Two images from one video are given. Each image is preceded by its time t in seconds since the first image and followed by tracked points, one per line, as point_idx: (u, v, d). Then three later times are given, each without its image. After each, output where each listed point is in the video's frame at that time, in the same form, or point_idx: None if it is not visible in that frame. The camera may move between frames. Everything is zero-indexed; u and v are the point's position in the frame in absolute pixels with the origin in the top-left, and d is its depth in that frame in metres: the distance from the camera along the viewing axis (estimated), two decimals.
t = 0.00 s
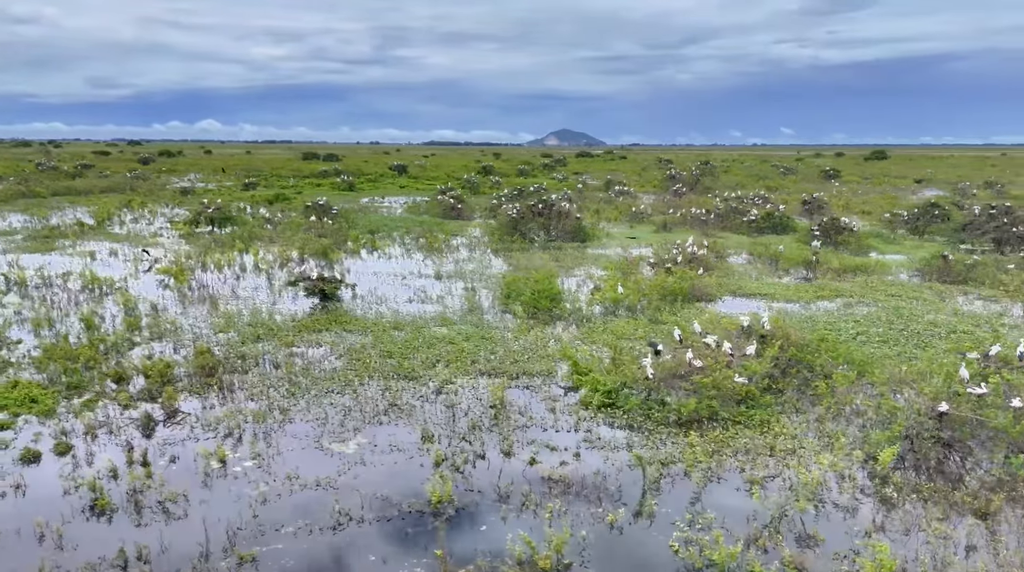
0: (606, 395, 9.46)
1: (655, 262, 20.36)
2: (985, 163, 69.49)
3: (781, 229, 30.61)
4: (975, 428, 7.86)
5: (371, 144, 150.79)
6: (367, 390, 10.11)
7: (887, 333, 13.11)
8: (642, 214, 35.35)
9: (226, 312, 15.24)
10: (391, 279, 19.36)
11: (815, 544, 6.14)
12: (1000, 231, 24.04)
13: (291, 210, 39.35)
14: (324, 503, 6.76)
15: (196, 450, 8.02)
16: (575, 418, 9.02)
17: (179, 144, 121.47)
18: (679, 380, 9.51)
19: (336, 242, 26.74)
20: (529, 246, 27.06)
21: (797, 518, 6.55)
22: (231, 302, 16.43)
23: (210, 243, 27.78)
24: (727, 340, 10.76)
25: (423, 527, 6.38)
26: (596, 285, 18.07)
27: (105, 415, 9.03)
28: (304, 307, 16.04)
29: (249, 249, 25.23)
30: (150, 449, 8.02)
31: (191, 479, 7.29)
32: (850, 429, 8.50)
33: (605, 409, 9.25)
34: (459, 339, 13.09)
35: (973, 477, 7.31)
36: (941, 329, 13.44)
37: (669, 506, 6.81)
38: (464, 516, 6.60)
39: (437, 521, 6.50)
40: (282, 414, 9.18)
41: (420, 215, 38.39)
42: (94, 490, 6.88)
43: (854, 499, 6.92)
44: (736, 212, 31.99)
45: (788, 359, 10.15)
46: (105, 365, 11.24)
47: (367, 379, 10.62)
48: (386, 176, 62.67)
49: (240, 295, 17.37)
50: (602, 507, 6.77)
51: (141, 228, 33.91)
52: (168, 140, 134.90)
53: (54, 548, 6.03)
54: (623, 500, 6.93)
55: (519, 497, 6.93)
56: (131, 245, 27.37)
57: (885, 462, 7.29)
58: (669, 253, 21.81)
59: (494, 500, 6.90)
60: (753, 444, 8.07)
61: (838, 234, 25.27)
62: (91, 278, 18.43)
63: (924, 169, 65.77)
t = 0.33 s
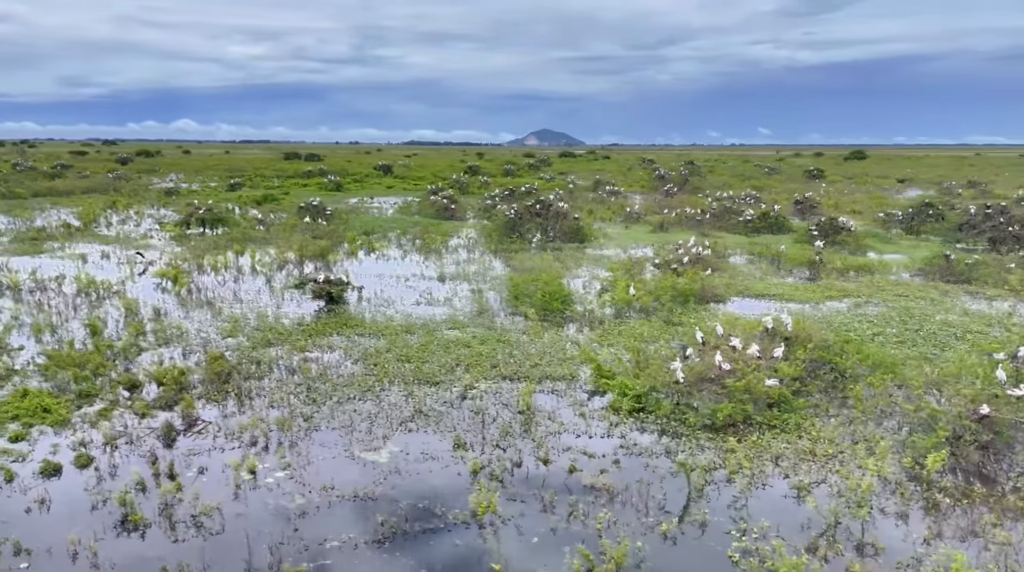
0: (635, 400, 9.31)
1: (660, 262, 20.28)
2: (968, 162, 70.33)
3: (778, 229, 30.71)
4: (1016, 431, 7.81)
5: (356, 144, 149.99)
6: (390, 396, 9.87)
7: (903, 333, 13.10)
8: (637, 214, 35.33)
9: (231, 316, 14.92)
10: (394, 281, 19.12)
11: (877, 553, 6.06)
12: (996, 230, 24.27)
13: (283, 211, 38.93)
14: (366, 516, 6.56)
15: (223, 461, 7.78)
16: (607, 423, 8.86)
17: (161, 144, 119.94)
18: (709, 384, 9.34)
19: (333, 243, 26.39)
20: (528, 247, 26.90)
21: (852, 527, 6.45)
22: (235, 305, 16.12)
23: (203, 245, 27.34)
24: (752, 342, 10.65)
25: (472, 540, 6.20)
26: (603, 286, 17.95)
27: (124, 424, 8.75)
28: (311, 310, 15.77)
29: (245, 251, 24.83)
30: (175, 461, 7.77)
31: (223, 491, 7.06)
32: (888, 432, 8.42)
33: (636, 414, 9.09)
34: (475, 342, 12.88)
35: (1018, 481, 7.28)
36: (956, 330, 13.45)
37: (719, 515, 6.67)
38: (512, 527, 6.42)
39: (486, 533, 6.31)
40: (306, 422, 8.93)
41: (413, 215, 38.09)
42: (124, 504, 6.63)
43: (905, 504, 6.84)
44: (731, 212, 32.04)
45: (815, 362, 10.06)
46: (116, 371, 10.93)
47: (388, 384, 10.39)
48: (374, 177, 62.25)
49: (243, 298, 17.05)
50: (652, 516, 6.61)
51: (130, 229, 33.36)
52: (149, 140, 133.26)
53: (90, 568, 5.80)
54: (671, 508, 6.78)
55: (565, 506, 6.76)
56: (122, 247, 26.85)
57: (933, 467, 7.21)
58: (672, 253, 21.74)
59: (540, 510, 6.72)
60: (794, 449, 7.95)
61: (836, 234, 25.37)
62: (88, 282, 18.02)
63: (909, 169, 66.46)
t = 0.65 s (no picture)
0: (665, 404, 9.19)
1: (664, 262, 20.21)
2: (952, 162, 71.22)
3: (774, 228, 30.82)
4: None
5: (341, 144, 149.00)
6: (414, 402, 9.69)
7: (919, 333, 13.12)
8: (632, 214, 35.30)
9: (238, 319, 14.64)
10: (398, 283, 18.91)
11: (937, 560, 5.97)
12: (992, 230, 24.62)
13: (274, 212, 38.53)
14: (408, 527, 6.38)
15: (252, 471, 7.55)
16: (639, 427, 8.72)
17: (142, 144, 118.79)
18: (740, 387, 9.24)
19: (330, 245, 26.10)
20: (526, 247, 26.77)
21: (906, 533, 6.36)
22: (239, 309, 15.81)
23: (196, 247, 26.91)
24: (776, 344, 10.60)
25: (522, 553, 6.04)
26: (611, 287, 17.83)
27: (143, 433, 8.49)
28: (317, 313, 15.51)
29: (241, 253, 24.47)
30: (202, 470, 7.54)
31: (256, 502, 6.85)
32: (924, 436, 8.39)
33: (668, 418, 8.97)
34: (491, 345, 12.70)
35: None
36: (969, 329, 13.51)
37: (770, 521, 6.55)
38: (561, 538, 6.26)
39: (535, 545, 6.14)
40: (331, 430, 8.72)
41: (406, 216, 37.83)
42: (156, 518, 6.41)
43: (954, 510, 6.77)
44: (727, 212, 32.12)
45: (842, 364, 10.01)
46: (126, 378, 10.63)
47: (409, 390, 10.20)
48: (363, 177, 61.82)
49: (246, 301, 16.74)
50: (703, 524, 6.47)
51: (119, 231, 32.78)
52: (128, 140, 131.85)
53: None
54: (721, 515, 6.65)
55: (612, 515, 6.61)
56: (113, 248, 26.35)
57: (979, 471, 7.17)
58: (674, 253, 21.70)
59: (587, 519, 6.55)
60: (833, 453, 7.87)
61: (834, 234, 25.53)
62: (84, 285, 17.61)
63: (895, 168, 67.16)
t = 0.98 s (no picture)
0: (698, 408, 9.07)
1: (669, 262, 20.14)
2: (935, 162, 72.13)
3: (770, 228, 30.94)
4: None
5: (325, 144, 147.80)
6: (440, 408, 9.49)
7: (935, 332, 13.15)
8: (627, 214, 35.27)
9: (245, 323, 14.34)
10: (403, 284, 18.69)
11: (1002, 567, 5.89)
12: (988, 229, 25.01)
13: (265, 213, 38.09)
14: (458, 540, 6.19)
15: (287, 482, 7.32)
16: (675, 432, 8.59)
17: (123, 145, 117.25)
18: (774, 391, 9.14)
19: (327, 246, 25.78)
20: (525, 248, 26.63)
21: (965, 540, 6.28)
22: (246, 312, 15.50)
23: (189, 249, 26.45)
24: (802, 346, 10.55)
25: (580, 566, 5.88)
26: (619, 288, 17.69)
27: (168, 443, 8.24)
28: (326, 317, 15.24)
29: (237, 255, 24.06)
30: (234, 482, 7.30)
31: (296, 514, 6.63)
32: (964, 440, 8.36)
33: (702, 423, 8.85)
34: (509, 347, 12.51)
35: None
36: (983, 329, 13.57)
37: (826, 529, 6.43)
38: (618, 548, 6.10)
39: (593, 558, 5.98)
40: (361, 438, 8.50)
41: (400, 217, 37.52)
42: (195, 534, 6.17)
43: (1009, 516, 6.71)
44: (723, 212, 32.19)
45: (871, 367, 9.97)
46: (140, 385, 10.32)
47: (433, 395, 9.99)
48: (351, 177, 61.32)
49: (250, 304, 16.40)
50: (759, 532, 6.34)
51: (108, 233, 32.16)
52: (108, 140, 130.06)
53: None
54: (775, 521, 6.52)
55: (666, 523, 6.46)
56: (103, 250, 25.80)
57: None
58: (678, 253, 21.66)
59: (641, 528, 6.39)
60: (877, 457, 7.78)
61: (832, 234, 25.73)
62: (82, 289, 17.19)
63: (880, 168, 67.88)
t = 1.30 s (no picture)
0: (732, 412, 8.97)
1: (675, 263, 20.07)
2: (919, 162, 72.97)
3: (766, 228, 31.03)
4: None
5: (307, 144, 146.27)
6: (470, 414, 9.30)
7: (951, 331, 13.17)
8: (622, 214, 35.23)
9: (254, 327, 14.05)
10: (408, 286, 18.46)
11: None
12: (984, 229, 25.35)
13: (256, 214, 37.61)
14: (512, 554, 6.03)
15: (325, 494, 7.10)
16: (711, 437, 8.48)
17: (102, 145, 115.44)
18: (809, 393, 9.03)
19: (324, 248, 25.46)
20: (524, 249, 26.49)
21: None
22: (252, 315, 15.17)
23: (183, 250, 26.00)
24: (829, 347, 10.47)
25: None
26: (628, 289, 17.56)
27: (195, 454, 7.99)
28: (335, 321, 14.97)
29: (233, 257, 23.67)
30: (270, 494, 7.09)
31: (341, 527, 6.44)
32: (1003, 444, 8.32)
33: (738, 427, 8.74)
34: (527, 350, 12.34)
35: None
36: (997, 328, 13.62)
37: (885, 535, 6.32)
38: (677, 559, 5.97)
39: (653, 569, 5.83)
40: (394, 446, 8.29)
41: (393, 217, 37.20)
42: (240, 549, 5.96)
43: None
44: (719, 212, 32.25)
45: (900, 368, 9.95)
46: (157, 393, 10.03)
47: (460, 401, 9.81)
48: (339, 178, 60.81)
49: (255, 307, 16.08)
50: (818, 540, 6.23)
51: (96, 234, 31.54)
52: (86, 141, 128.18)
53: None
54: (832, 529, 6.42)
55: (722, 531, 6.33)
56: (94, 253, 25.26)
57: None
58: (681, 253, 21.62)
59: (697, 537, 6.25)
60: (922, 461, 7.71)
61: (830, 233, 25.91)
62: (80, 294, 16.78)
63: (866, 167, 68.51)
